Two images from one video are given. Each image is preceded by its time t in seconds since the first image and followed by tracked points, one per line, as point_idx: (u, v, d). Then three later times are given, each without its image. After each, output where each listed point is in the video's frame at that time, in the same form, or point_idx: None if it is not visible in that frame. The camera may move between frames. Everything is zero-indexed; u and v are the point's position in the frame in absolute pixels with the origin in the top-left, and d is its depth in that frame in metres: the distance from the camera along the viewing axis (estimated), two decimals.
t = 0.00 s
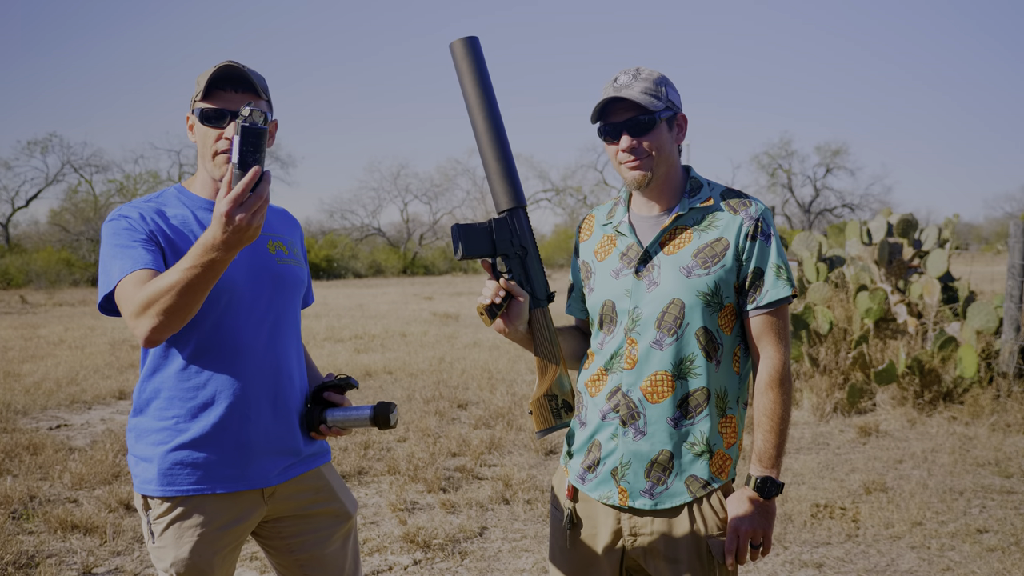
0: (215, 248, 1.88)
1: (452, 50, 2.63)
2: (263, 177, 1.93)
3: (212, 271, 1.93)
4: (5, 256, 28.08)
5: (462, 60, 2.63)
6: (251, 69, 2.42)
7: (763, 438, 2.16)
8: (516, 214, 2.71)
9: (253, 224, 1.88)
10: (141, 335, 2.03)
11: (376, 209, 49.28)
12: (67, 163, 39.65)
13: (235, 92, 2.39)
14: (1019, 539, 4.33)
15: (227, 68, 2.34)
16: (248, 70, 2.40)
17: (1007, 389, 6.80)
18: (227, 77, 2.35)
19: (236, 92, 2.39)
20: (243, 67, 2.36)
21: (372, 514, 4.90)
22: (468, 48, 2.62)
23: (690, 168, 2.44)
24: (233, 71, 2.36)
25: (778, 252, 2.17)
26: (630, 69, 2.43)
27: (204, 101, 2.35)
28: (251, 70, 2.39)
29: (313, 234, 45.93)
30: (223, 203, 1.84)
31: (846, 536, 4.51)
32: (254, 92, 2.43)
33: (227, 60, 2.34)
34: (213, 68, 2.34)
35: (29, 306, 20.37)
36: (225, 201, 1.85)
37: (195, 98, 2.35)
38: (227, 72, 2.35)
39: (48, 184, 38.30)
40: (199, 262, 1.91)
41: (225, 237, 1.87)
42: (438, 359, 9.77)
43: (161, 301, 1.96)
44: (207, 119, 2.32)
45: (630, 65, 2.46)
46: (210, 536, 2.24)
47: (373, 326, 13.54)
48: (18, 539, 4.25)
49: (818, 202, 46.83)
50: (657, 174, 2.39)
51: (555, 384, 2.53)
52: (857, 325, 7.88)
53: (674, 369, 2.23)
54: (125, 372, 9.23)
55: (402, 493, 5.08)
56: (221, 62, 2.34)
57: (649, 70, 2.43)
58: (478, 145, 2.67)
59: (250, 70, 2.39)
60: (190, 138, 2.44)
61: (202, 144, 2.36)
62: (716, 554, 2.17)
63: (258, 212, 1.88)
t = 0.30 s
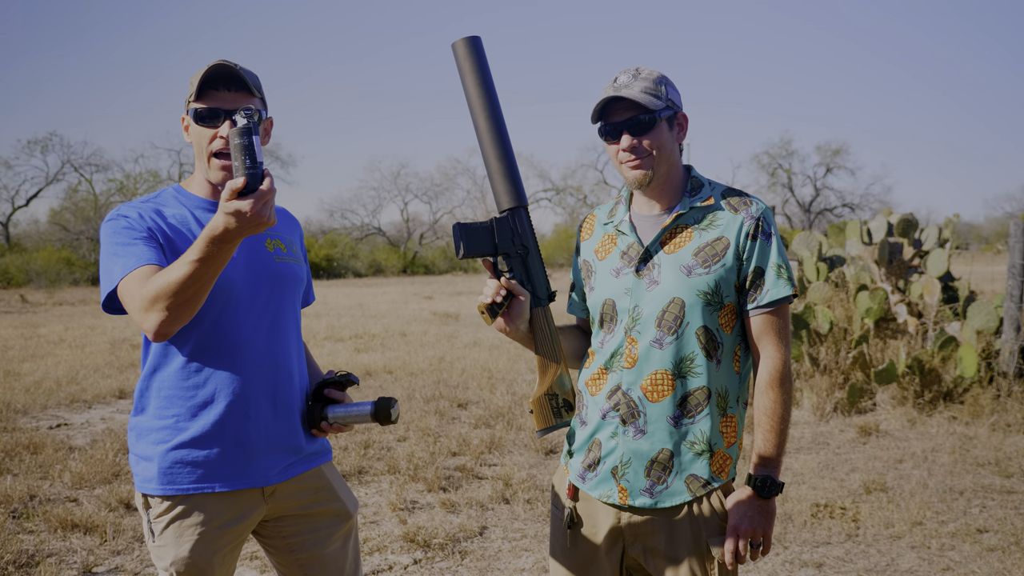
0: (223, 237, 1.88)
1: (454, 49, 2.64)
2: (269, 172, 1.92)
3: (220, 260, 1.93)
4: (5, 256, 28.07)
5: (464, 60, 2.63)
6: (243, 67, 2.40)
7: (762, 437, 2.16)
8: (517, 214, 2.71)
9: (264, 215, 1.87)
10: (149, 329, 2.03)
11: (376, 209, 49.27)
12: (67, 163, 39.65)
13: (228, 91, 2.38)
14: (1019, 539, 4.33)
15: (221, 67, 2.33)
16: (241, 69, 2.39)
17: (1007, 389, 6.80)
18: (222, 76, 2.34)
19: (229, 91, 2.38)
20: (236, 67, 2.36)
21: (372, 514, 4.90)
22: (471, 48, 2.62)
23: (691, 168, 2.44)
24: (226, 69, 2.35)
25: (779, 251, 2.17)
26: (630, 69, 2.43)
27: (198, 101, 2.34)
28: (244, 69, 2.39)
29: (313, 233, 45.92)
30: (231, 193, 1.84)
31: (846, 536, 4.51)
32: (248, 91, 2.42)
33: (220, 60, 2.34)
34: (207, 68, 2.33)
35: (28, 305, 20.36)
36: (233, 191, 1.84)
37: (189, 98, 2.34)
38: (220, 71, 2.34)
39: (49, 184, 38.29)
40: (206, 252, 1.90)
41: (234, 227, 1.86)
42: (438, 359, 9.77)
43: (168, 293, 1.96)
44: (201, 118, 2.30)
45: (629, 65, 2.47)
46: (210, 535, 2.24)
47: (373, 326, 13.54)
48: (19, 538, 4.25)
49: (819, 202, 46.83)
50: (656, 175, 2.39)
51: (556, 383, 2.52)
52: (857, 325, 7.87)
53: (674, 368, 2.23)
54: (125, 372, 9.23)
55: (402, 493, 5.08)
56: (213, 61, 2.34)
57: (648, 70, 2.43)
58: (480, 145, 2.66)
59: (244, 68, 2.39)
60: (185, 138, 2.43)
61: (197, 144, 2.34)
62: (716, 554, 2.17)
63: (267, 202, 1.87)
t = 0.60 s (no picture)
0: (225, 236, 1.87)
1: (455, 50, 2.63)
2: (274, 173, 1.92)
3: (221, 259, 1.93)
4: (6, 255, 28.07)
5: (464, 60, 2.62)
6: (234, 67, 2.40)
7: (762, 437, 2.16)
8: (518, 213, 2.71)
9: (267, 216, 1.87)
10: (149, 329, 2.02)
11: (376, 208, 49.26)
12: (67, 162, 39.64)
13: (217, 91, 2.37)
14: (1018, 538, 4.33)
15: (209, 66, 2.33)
16: (228, 67, 2.38)
17: (1007, 388, 6.80)
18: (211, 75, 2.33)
19: (218, 90, 2.37)
20: (223, 65, 2.35)
21: (372, 513, 4.90)
22: (471, 48, 2.61)
23: (692, 166, 2.42)
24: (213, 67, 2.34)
25: (778, 251, 2.16)
26: (628, 69, 2.44)
27: (188, 103, 2.35)
28: (230, 67, 2.37)
29: (313, 233, 45.91)
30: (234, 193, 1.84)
31: (846, 535, 4.51)
32: (237, 89, 2.41)
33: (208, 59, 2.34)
34: (195, 69, 2.34)
35: (27, 305, 20.26)
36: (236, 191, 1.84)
37: (180, 101, 2.35)
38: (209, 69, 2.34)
39: (48, 183, 38.29)
40: (208, 252, 1.90)
41: (236, 227, 1.86)
42: (438, 358, 9.77)
43: (170, 293, 1.96)
44: (192, 119, 2.31)
45: (629, 66, 2.47)
46: (210, 534, 2.24)
47: (373, 325, 13.53)
48: (19, 537, 4.25)
49: (818, 202, 46.84)
50: (645, 177, 2.37)
51: (556, 382, 2.53)
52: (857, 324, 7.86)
53: (673, 367, 2.23)
54: (125, 371, 9.23)
55: (403, 492, 5.08)
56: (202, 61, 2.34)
57: (647, 69, 2.43)
58: (480, 144, 2.66)
59: (230, 66, 2.38)
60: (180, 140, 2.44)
61: (190, 145, 2.36)
62: (714, 553, 2.17)
63: (270, 203, 1.87)
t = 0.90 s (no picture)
0: (224, 241, 1.87)
1: (456, 49, 2.63)
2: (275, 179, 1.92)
3: (219, 264, 1.93)
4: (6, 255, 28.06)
5: (466, 58, 2.62)
6: (226, 67, 2.40)
7: (760, 438, 2.15)
8: (519, 213, 2.71)
9: (265, 222, 1.86)
10: (147, 332, 2.02)
11: (376, 208, 49.26)
12: (67, 161, 39.65)
13: (209, 91, 2.38)
14: (1018, 537, 4.34)
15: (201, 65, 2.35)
16: (219, 67, 2.38)
17: (1007, 388, 6.80)
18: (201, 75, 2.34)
19: (210, 91, 2.37)
20: (214, 65, 2.36)
21: (372, 513, 4.90)
22: (472, 47, 2.61)
23: (690, 165, 2.41)
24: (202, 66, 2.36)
25: (776, 251, 2.15)
26: (619, 70, 2.44)
27: (181, 104, 2.36)
28: (221, 66, 2.38)
29: (313, 233, 45.90)
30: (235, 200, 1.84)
31: (846, 535, 4.51)
32: (229, 89, 2.41)
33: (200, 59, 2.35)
34: (187, 69, 2.34)
35: (26, 304, 20.22)
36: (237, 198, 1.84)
37: (172, 102, 2.36)
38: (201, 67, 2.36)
39: (48, 182, 38.28)
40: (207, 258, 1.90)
41: (235, 233, 1.85)
42: (438, 358, 9.76)
43: (168, 297, 1.95)
44: (185, 120, 2.33)
45: (619, 68, 2.47)
46: (209, 534, 2.23)
47: (373, 325, 13.53)
48: (19, 537, 4.25)
49: (818, 202, 46.84)
50: (638, 176, 2.36)
51: (555, 381, 2.53)
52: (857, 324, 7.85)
53: (671, 368, 2.23)
54: (125, 371, 9.23)
55: (403, 492, 5.08)
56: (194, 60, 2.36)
57: (637, 69, 2.42)
58: (482, 143, 2.65)
59: (221, 66, 2.38)
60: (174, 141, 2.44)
61: (183, 145, 2.37)
62: (712, 554, 2.17)
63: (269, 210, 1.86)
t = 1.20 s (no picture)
0: (223, 237, 1.88)
1: (459, 47, 2.63)
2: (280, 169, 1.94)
3: (221, 261, 1.94)
4: (6, 254, 28.05)
5: (469, 57, 2.62)
6: (220, 67, 2.39)
7: (757, 439, 2.15)
8: (521, 211, 2.71)
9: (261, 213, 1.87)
10: (146, 328, 2.02)
11: (376, 208, 49.25)
12: (67, 160, 39.65)
13: (201, 92, 2.35)
14: (1018, 537, 4.34)
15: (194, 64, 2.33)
16: (211, 68, 2.35)
17: (1007, 388, 6.80)
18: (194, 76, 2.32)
19: (201, 92, 2.35)
20: (205, 66, 2.33)
21: (372, 512, 4.90)
22: (475, 46, 2.61)
23: (690, 165, 2.41)
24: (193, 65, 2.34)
25: (774, 252, 2.15)
26: (617, 69, 2.44)
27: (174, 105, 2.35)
28: (213, 67, 2.35)
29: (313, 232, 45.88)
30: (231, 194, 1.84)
31: (846, 534, 4.51)
32: (221, 90, 2.38)
33: (192, 60, 2.33)
34: (178, 70, 2.32)
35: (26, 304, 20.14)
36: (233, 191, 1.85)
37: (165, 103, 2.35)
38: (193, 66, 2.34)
39: (48, 182, 38.27)
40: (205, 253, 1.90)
41: (235, 225, 1.87)
42: (438, 357, 9.76)
43: (167, 293, 1.96)
44: (178, 121, 2.32)
45: (618, 68, 2.47)
46: (206, 534, 2.23)
47: (372, 324, 13.53)
48: (19, 536, 4.25)
49: (818, 202, 46.83)
50: (637, 176, 2.37)
51: (555, 380, 2.53)
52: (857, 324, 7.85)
53: (668, 369, 2.23)
54: (125, 370, 9.23)
55: (403, 492, 5.08)
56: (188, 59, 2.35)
57: (635, 69, 2.41)
58: (484, 142, 2.65)
59: (213, 66, 2.35)
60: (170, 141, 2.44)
61: (179, 147, 2.37)
62: (708, 554, 2.17)
63: (265, 202, 1.87)
